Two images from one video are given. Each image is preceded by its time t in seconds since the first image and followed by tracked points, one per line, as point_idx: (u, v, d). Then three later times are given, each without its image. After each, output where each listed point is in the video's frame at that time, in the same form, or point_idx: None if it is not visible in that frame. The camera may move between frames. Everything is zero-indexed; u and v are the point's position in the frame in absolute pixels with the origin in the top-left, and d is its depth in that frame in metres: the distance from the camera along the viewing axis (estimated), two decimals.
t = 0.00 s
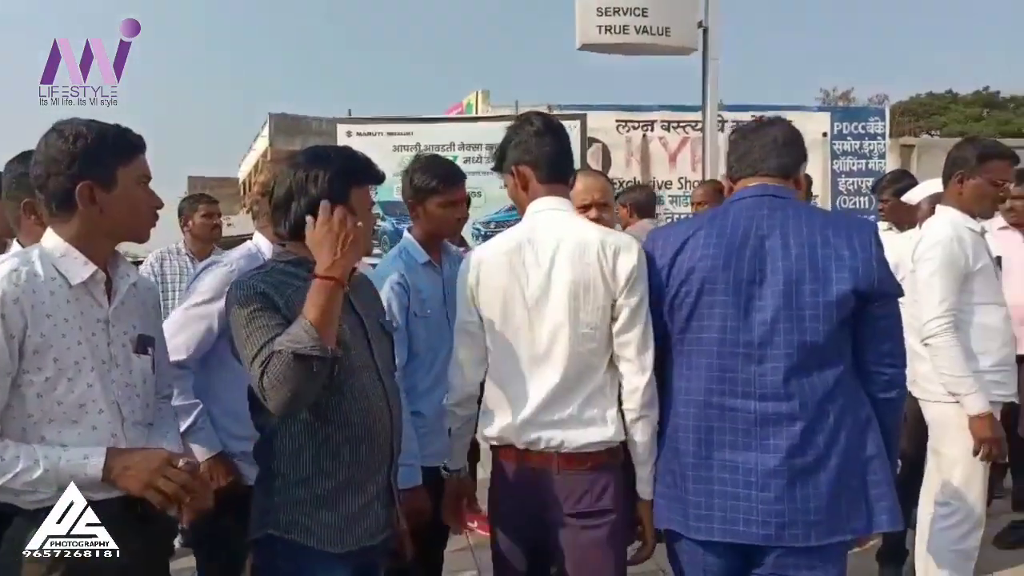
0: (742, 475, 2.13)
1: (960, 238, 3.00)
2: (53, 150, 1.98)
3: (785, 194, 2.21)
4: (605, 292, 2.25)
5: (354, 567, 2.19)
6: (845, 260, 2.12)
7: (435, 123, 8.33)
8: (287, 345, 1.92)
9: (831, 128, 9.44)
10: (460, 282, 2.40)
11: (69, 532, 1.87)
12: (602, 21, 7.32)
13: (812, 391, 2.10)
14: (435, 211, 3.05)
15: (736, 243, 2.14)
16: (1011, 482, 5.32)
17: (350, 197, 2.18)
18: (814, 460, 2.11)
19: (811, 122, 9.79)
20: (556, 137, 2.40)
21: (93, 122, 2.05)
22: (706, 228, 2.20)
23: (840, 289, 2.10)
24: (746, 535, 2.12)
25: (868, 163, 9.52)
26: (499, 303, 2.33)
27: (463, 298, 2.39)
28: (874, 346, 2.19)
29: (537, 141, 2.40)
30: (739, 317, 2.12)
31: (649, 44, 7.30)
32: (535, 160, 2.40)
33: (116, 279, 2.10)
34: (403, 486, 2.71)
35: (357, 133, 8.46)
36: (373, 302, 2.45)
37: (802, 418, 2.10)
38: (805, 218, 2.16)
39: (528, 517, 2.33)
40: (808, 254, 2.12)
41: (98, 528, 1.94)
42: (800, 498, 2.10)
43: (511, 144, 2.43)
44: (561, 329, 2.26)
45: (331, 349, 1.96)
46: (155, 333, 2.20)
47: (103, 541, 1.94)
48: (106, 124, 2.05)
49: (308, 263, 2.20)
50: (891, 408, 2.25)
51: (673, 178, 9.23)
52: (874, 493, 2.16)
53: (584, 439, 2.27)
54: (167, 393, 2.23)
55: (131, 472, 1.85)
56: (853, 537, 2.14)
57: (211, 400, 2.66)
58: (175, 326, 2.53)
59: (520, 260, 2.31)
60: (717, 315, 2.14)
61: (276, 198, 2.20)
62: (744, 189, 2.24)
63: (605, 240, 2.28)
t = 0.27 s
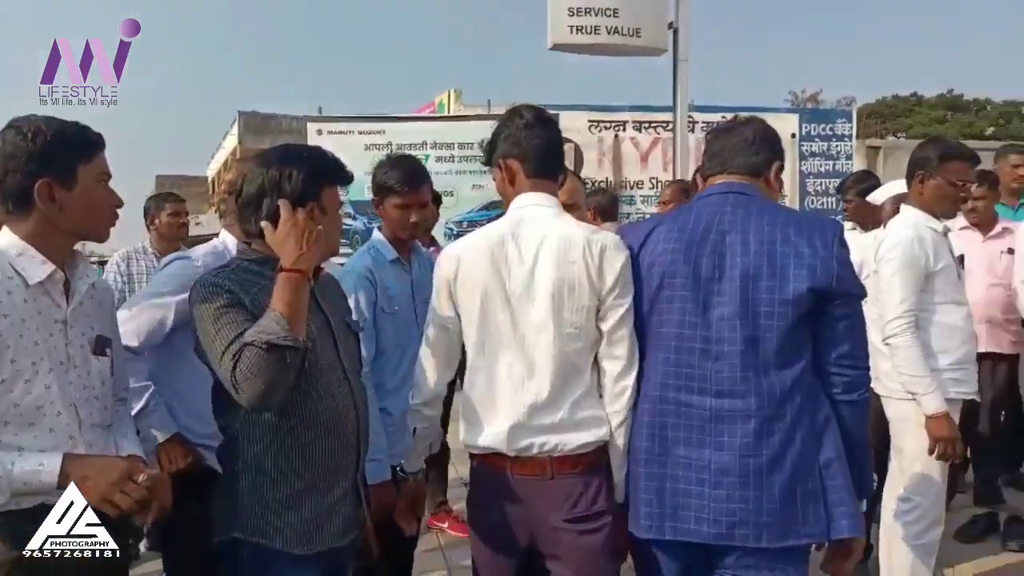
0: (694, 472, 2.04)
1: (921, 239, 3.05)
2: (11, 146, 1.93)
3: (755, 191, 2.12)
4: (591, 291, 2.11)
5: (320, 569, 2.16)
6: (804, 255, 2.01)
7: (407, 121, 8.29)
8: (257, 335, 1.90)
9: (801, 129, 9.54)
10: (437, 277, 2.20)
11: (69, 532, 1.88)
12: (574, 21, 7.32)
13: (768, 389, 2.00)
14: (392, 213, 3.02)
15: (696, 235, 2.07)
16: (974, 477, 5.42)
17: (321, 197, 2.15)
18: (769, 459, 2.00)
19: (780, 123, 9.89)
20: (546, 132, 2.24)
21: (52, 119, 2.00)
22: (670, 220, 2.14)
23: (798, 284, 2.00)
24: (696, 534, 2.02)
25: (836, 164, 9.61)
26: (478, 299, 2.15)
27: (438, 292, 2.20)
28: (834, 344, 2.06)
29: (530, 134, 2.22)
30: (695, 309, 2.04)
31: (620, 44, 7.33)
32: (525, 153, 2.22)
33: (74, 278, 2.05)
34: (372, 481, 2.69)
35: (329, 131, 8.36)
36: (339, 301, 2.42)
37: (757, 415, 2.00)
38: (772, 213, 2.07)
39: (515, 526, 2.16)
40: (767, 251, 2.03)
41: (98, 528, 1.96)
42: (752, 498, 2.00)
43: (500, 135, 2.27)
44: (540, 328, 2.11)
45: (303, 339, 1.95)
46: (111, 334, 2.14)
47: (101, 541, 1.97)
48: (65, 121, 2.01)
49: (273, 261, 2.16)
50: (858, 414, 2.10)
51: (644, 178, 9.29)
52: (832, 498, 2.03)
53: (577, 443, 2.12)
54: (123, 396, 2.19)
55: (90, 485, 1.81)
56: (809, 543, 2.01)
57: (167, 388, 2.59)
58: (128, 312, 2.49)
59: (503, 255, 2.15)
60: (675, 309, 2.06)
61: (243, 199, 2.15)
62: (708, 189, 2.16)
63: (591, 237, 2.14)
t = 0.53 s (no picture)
0: (648, 471, 2.03)
1: (880, 240, 3.11)
2: None
3: (713, 186, 2.11)
4: (558, 292, 2.09)
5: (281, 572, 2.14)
6: (758, 251, 1.98)
7: (375, 120, 8.23)
8: (224, 333, 1.87)
9: (766, 130, 9.67)
10: (404, 270, 2.21)
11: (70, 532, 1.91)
12: (543, 21, 7.32)
13: (720, 387, 1.98)
14: (354, 211, 3.03)
15: (653, 234, 2.07)
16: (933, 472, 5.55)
17: (287, 197, 2.14)
18: (720, 457, 1.98)
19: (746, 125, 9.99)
20: (534, 124, 2.18)
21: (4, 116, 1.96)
22: (632, 219, 2.15)
23: (750, 281, 1.96)
24: (647, 533, 2.01)
25: (800, 165, 9.74)
26: (445, 294, 2.13)
27: (405, 282, 2.20)
28: (789, 338, 2.00)
29: (526, 125, 2.17)
30: (651, 307, 2.04)
31: (588, 45, 7.36)
32: (514, 145, 2.17)
33: (27, 279, 2.01)
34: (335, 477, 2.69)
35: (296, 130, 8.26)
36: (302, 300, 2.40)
37: (708, 414, 1.98)
38: (734, 207, 2.04)
39: (481, 527, 2.14)
40: (721, 248, 2.00)
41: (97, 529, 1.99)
42: (703, 497, 1.98)
43: (486, 124, 2.21)
44: (504, 329, 2.10)
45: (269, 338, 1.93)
46: (65, 335, 2.10)
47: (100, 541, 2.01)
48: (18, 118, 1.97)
49: (236, 261, 2.12)
50: (820, 410, 2.03)
51: (614, 179, 9.34)
52: (787, 498, 1.99)
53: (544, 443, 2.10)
54: (77, 398, 2.15)
55: (42, 487, 1.77)
56: (761, 542, 1.98)
57: (126, 386, 2.56)
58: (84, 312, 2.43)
59: (472, 250, 2.13)
60: (633, 307, 2.07)
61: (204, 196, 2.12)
62: (669, 185, 2.15)
63: (560, 236, 2.11)
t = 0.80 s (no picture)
0: (598, 467, 2.02)
1: (836, 239, 3.18)
2: None
3: (676, 183, 2.10)
4: (511, 292, 2.07)
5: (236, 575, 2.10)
6: (704, 248, 1.96)
7: (342, 117, 8.17)
8: (185, 336, 1.84)
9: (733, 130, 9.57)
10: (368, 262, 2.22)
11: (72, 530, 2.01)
12: (510, 19, 7.32)
13: (667, 385, 1.97)
14: (316, 205, 3.02)
15: (607, 229, 2.09)
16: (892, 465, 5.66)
17: (251, 194, 2.10)
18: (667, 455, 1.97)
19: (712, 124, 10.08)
20: (509, 121, 2.16)
21: None
22: (587, 215, 2.16)
23: (694, 278, 1.95)
24: (594, 530, 2.00)
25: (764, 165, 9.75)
26: (401, 289, 2.13)
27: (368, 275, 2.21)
28: (738, 334, 1.97)
29: (505, 121, 2.15)
30: (602, 304, 2.06)
31: (555, 44, 7.39)
32: (488, 141, 2.15)
33: None
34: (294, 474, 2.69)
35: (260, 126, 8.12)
36: (262, 299, 2.37)
37: (655, 410, 1.97)
38: (690, 204, 2.03)
39: (432, 526, 2.13)
40: (670, 246, 1.99)
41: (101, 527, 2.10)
42: (649, 495, 1.96)
43: (459, 118, 2.19)
44: (456, 328, 2.08)
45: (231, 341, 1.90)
46: (13, 335, 2.05)
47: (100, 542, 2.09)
48: None
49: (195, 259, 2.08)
50: (777, 409, 1.98)
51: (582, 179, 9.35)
52: (734, 497, 1.97)
53: (492, 442, 2.08)
54: (27, 398, 2.10)
55: None
56: (707, 540, 1.97)
57: (79, 386, 2.49)
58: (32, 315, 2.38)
59: (431, 246, 2.12)
60: (585, 304, 2.08)
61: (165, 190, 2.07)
62: (631, 180, 2.15)
63: (518, 236, 2.09)
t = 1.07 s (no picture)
0: (544, 463, 2.04)
1: (792, 239, 3.24)
2: None
3: (638, 183, 2.10)
4: (464, 290, 2.05)
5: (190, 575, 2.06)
6: (654, 247, 1.96)
7: (307, 115, 8.07)
8: (146, 362, 1.78)
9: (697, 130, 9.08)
10: (325, 257, 2.22)
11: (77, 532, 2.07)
12: (476, 17, 7.31)
13: (612, 382, 1.99)
14: (279, 204, 3.00)
15: (560, 226, 2.10)
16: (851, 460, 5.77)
17: (219, 193, 2.07)
18: (610, 452, 1.99)
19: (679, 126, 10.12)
20: (472, 120, 2.15)
21: None
22: (543, 212, 2.18)
23: (641, 276, 1.96)
24: (537, 525, 2.02)
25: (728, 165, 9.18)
26: (353, 287, 2.12)
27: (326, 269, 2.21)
28: (686, 334, 1.97)
29: (468, 119, 2.15)
30: (552, 300, 2.08)
31: (522, 43, 7.39)
32: (450, 137, 2.14)
33: None
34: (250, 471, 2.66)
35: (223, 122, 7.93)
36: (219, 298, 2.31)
37: (600, 408, 1.99)
38: (644, 202, 2.04)
39: (384, 523, 2.11)
40: (620, 244, 2.00)
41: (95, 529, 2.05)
42: (591, 492, 1.99)
43: (422, 113, 2.18)
44: (409, 326, 2.06)
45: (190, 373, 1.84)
46: None
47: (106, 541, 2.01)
48: None
49: (158, 255, 2.02)
50: (725, 410, 1.97)
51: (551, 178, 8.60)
52: (678, 499, 1.99)
53: (444, 441, 2.06)
54: None
55: None
56: (648, 540, 1.98)
57: (27, 383, 2.43)
58: None
59: (385, 243, 2.11)
60: (536, 299, 2.11)
61: (132, 185, 2.03)
62: (593, 176, 2.17)
63: (472, 234, 2.07)
